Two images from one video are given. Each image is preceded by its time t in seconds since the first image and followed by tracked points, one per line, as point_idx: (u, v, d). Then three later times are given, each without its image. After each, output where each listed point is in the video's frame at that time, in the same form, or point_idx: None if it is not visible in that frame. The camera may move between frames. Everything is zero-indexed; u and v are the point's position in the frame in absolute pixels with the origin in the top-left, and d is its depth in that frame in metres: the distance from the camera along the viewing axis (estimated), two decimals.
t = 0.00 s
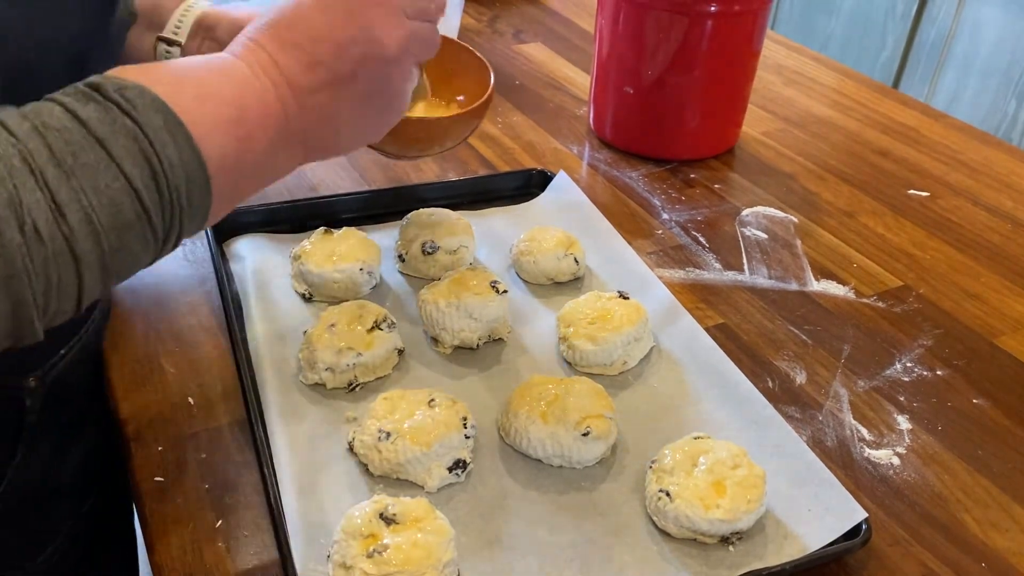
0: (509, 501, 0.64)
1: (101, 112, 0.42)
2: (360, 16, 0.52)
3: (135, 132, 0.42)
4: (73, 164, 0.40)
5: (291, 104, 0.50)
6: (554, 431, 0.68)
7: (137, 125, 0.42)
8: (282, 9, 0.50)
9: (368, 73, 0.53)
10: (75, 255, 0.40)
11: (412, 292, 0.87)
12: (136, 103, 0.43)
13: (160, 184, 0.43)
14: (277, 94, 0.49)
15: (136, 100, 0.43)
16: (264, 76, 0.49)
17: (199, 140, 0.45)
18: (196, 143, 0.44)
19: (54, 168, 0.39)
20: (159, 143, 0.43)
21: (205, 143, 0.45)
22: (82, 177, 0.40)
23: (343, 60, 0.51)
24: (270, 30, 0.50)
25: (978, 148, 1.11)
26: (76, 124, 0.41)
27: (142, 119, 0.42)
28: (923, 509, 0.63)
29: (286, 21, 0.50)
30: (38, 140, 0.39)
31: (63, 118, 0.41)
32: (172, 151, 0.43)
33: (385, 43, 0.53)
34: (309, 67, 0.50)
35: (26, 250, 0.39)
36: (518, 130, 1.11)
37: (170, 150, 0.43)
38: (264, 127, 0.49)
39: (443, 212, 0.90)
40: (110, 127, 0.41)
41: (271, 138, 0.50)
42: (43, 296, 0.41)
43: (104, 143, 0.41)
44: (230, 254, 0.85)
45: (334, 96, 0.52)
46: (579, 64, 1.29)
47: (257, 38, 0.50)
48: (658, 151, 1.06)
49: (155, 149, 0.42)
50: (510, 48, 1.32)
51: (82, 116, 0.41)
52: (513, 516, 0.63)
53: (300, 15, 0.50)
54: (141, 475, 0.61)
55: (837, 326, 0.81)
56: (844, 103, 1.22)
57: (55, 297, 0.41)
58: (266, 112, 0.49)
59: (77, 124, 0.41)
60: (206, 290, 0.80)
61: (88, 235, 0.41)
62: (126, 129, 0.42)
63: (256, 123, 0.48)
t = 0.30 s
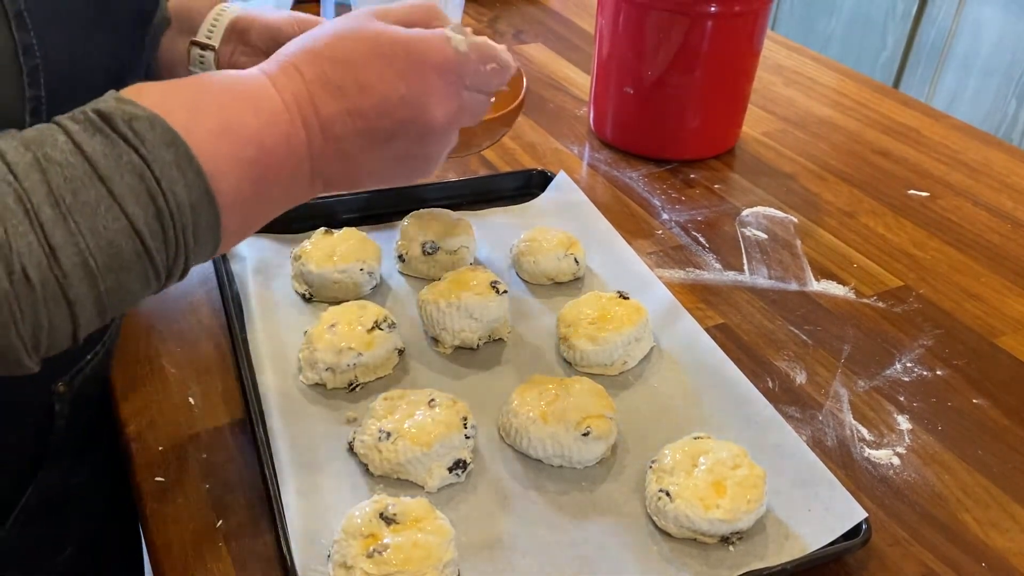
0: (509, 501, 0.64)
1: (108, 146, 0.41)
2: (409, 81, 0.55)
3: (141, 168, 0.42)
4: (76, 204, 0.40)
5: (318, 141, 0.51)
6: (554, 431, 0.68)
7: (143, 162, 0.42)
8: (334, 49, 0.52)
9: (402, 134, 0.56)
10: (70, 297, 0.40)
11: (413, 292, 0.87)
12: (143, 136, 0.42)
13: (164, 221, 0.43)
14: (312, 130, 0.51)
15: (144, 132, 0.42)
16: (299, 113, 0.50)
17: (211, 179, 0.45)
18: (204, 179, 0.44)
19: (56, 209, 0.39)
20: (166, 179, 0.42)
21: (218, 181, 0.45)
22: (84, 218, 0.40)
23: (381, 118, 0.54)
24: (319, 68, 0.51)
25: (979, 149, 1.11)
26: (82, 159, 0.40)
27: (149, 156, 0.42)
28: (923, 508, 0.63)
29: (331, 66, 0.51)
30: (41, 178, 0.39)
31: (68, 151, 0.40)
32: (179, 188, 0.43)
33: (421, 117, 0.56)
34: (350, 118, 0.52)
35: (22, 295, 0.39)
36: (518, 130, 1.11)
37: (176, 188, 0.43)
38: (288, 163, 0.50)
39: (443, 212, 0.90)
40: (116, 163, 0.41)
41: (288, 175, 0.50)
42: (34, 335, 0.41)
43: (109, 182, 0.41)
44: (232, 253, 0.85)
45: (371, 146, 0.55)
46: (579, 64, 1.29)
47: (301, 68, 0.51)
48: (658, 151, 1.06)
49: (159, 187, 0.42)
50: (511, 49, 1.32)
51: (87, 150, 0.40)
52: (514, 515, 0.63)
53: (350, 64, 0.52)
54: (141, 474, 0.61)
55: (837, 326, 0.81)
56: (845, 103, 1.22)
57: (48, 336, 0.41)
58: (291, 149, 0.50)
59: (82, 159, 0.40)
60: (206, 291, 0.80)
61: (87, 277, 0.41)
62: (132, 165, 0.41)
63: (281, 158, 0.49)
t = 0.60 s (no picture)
0: (510, 501, 0.64)
1: (231, 248, 0.46)
2: (460, 238, 0.61)
3: (253, 273, 0.46)
4: (196, 297, 0.44)
5: (382, 271, 0.55)
6: (553, 431, 0.68)
7: (256, 266, 0.46)
8: (403, 189, 0.57)
9: (443, 275, 0.61)
10: (171, 373, 0.44)
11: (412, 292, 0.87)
12: (262, 246, 0.47)
13: (258, 321, 0.46)
14: (381, 260, 0.55)
15: (262, 243, 0.47)
16: (375, 250, 0.54)
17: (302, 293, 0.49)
18: (299, 292, 0.48)
19: (179, 299, 0.43)
20: (269, 287, 0.46)
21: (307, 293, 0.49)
22: (200, 310, 0.44)
23: (430, 263, 0.59)
24: (395, 211, 0.56)
25: (979, 149, 1.11)
26: (206, 257, 0.44)
27: (262, 263, 0.46)
28: (923, 509, 0.63)
29: (406, 209, 0.56)
30: (171, 268, 0.43)
31: (196, 248, 0.44)
32: (278, 296, 0.47)
33: (457, 269, 0.62)
34: (410, 259, 0.57)
35: (132, 367, 0.42)
36: (518, 130, 1.11)
37: (275, 296, 0.47)
38: (358, 287, 0.53)
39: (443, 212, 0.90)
40: (236, 265, 0.45)
41: (353, 295, 0.54)
42: (129, 404, 0.43)
43: (227, 282, 0.45)
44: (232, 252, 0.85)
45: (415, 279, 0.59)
46: (579, 64, 1.29)
47: (385, 207, 0.55)
48: (658, 151, 1.06)
49: (265, 292, 0.46)
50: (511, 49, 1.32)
51: (215, 250, 0.45)
52: (513, 515, 0.63)
53: (422, 213, 0.57)
54: (141, 473, 0.61)
55: (837, 326, 0.81)
56: (845, 103, 1.22)
57: (138, 404, 0.44)
58: (359, 280, 0.53)
59: (209, 257, 0.45)
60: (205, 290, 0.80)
61: (185, 360, 0.44)
62: (247, 270, 0.46)
63: (353, 283, 0.53)
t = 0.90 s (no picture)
0: (510, 502, 0.64)
1: (235, 250, 0.43)
2: (474, 224, 0.55)
3: (258, 276, 0.43)
4: (198, 299, 0.41)
5: (394, 268, 0.51)
6: (553, 432, 0.67)
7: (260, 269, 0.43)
8: (408, 181, 0.53)
9: (462, 268, 0.56)
10: (173, 377, 0.41)
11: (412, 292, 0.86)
12: (267, 249, 0.44)
13: (262, 325, 0.43)
14: (392, 254, 0.50)
15: (266, 247, 0.44)
16: (386, 243, 0.50)
17: (308, 296, 0.45)
18: (304, 294, 0.45)
19: (181, 301, 0.40)
20: (274, 289, 0.43)
21: (313, 293, 0.46)
22: (201, 312, 0.41)
23: (446, 253, 0.54)
24: (401, 202, 0.51)
25: (979, 149, 1.11)
26: (208, 258, 0.42)
27: (268, 266, 0.43)
28: (924, 509, 0.63)
29: (416, 199, 0.52)
30: (171, 270, 0.40)
31: (198, 250, 0.42)
32: (283, 298, 0.44)
33: (478, 259, 0.57)
34: (424, 251, 0.52)
35: (132, 372, 0.39)
36: (518, 130, 1.11)
37: (280, 298, 0.44)
38: (370, 286, 0.50)
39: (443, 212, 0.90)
40: (239, 266, 0.42)
41: (367, 293, 0.50)
42: (129, 409, 0.41)
43: (229, 284, 0.42)
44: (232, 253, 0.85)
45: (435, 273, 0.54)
46: (578, 64, 1.29)
47: (391, 199, 0.51)
48: (658, 151, 1.06)
49: (269, 296, 0.43)
50: (511, 49, 1.32)
51: (217, 252, 0.42)
52: (513, 516, 0.63)
53: (430, 203, 0.53)
54: (140, 474, 0.61)
55: (837, 326, 0.81)
56: (845, 103, 1.22)
57: (138, 410, 0.41)
58: (371, 277, 0.49)
59: (211, 259, 0.42)
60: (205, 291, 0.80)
61: (188, 364, 0.41)
62: (252, 272, 0.43)
63: (365, 278, 0.49)
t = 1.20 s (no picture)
0: (510, 503, 0.64)
1: (201, 276, 0.42)
2: (454, 253, 0.53)
3: (224, 302, 0.42)
4: (162, 324, 0.41)
5: (368, 295, 0.50)
6: (554, 433, 0.68)
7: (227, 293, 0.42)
8: (390, 205, 0.51)
9: (441, 298, 0.54)
10: (134, 403, 0.41)
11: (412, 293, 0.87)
12: (237, 274, 0.43)
13: (229, 350, 0.43)
14: (366, 279, 0.49)
15: (236, 271, 0.43)
16: (361, 268, 0.48)
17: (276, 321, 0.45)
18: (273, 320, 0.44)
19: (144, 326, 0.40)
20: (241, 314, 0.43)
21: (283, 318, 0.45)
22: (165, 337, 0.41)
23: (422, 281, 0.52)
24: (379, 227, 0.50)
25: (979, 149, 1.11)
26: (174, 283, 0.41)
27: (235, 292, 0.43)
28: (924, 511, 0.63)
29: (393, 226, 0.50)
30: (135, 294, 0.40)
31: (165, 274, 0.41)
32: (250, 323, 0.43)
33: (457, 288, 0.55)
34: (400, 277, 0.51)
35: (90, 399, 0.39)
36: (518, 131, 1.11)
37: (247, 323, 0.43)
38: (341, 311, 0.48)
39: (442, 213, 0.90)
40: (206, 292, 0.42)
41: (340, 318, 0.49)
42: (89, 435, 0.41)
43: (195, 308, 0.41)
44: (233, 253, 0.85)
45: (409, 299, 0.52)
46: (578, 65, 1.29)
47: (369, 223, 0.50)
48: (658, 152, 1.06)
49: (236, 321, 0.43)
50: (511, 49, 1.32)
51: (184, 276, 0.42)
52: (513, 517, 0.63)
53: (409, 229, 0.51)
54: (140, 475, 0.61)
55: (838, 327, 0.81)
56: (845, 103, 1.22)
57: (99, 437, 0.41)
58: (343, 303, 0.48)
59: (177, 284, 0.41)
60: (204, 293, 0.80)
61: (152, 389, 0.41)
62: (218, 298, 0.42)
63: (336, 304, 0.48)
